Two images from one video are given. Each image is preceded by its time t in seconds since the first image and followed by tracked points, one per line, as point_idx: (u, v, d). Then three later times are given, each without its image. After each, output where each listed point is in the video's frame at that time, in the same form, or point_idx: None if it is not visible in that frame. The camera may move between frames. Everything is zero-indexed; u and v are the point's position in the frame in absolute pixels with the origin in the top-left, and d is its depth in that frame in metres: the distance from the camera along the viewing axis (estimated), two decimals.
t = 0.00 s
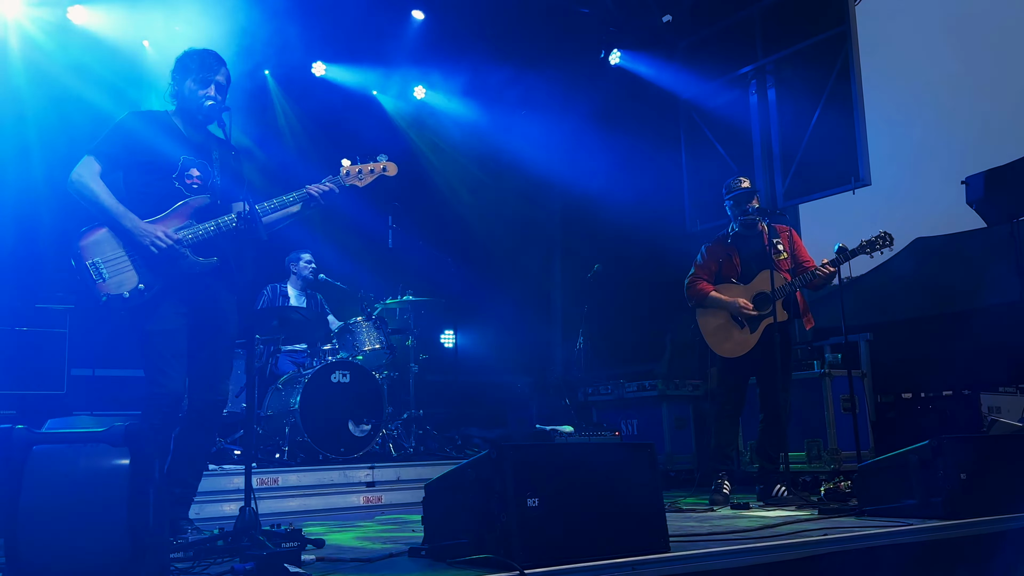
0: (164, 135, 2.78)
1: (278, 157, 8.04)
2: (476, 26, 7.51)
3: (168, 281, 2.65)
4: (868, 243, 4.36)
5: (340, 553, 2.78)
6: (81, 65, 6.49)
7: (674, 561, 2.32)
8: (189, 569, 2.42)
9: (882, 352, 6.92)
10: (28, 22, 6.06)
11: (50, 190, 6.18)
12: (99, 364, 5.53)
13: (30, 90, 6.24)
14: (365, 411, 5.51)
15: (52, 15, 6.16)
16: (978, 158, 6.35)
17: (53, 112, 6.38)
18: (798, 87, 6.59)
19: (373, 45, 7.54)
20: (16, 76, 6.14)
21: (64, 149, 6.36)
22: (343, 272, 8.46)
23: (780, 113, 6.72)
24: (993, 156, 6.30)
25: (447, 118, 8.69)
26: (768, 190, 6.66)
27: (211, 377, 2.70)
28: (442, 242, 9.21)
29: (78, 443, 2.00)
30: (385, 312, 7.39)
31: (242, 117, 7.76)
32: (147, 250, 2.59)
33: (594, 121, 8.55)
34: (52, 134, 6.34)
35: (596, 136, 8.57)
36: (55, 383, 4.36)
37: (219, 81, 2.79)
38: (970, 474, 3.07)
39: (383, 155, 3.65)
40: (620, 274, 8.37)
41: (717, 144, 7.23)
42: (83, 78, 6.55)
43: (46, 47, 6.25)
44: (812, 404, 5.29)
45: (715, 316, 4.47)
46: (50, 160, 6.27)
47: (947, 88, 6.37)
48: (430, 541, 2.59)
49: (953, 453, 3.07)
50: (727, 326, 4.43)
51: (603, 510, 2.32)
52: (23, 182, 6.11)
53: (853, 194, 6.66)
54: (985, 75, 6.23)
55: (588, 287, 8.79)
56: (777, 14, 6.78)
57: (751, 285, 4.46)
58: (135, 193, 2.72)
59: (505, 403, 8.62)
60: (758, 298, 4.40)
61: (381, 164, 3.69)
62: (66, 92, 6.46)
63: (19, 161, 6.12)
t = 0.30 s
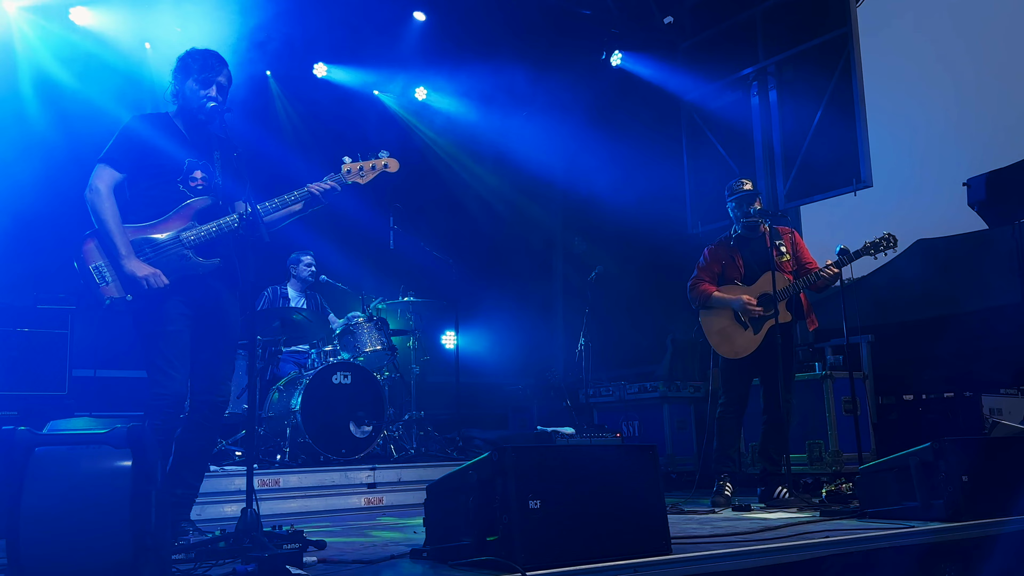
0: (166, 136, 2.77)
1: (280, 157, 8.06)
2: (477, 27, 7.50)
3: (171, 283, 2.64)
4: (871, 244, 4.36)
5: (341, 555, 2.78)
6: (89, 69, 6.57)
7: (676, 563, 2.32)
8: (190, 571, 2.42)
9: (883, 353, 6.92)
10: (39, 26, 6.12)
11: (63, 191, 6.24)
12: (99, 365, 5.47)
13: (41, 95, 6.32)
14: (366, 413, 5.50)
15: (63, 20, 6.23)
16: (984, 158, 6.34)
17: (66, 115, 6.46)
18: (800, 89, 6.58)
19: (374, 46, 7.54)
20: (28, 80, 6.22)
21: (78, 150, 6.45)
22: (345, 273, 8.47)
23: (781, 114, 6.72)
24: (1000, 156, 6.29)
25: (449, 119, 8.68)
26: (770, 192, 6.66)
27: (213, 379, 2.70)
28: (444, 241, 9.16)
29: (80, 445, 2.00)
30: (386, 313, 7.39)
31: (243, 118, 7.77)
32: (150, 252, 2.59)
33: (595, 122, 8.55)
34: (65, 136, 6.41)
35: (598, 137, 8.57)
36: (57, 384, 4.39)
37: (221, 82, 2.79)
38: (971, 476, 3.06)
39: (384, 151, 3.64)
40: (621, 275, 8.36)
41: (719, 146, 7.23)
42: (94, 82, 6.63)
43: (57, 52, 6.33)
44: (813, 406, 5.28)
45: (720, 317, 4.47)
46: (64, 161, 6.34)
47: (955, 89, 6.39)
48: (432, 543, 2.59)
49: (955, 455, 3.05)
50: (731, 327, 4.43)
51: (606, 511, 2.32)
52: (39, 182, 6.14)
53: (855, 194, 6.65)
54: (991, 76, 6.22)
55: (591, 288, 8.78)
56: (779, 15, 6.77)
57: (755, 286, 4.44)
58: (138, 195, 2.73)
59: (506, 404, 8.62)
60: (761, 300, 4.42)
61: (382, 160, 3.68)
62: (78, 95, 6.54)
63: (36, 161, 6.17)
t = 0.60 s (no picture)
0: (168, 136, 2.78)
1: (281, 157, 8.08)
2: (479, 28, 7.51)
3: (174, 283, 2.65)
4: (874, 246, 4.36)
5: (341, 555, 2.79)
6: (91, 69, 6.58)
7: (676, 563, 2.33)
8: (191, 571, 2.42)
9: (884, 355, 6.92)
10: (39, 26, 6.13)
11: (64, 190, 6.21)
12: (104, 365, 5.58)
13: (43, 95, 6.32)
14: (367, 413, 5.51)
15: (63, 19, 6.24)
16: (985, 158, 6.38)
17: (67, 114, 6.45)
18: (801, 90, 6.59)
19: (375, 47, 7.54)
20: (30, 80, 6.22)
21: (78, 150, 6.43)
22: (345, 273, 8.49)
23: (783, 115, 6.72)
24: (1000, 156, 6.32)
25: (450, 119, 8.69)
26: (771, 193, 6.67)
27: (215, 378, 2.71)
28: (444, 242, 9.17)
29: (83, 445, 2.01)
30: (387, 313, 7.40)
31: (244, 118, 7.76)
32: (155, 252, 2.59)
33: (596, 123, 8.55)
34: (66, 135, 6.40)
35: (599, 137, 8.57)
36: (59, 384, 4.38)
37: (223, 81, 2.79)
38: (972, 477, 3.05)
39: (385, 149, 3.64)
40: (622, 276, 8.37)
41: (721, 147, 7.23)
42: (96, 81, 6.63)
43: (58, 52, 6.33)
44: (814, 406, 5.28)
45: (722, 318, 4.48)
46: (65, 160, 6.32)
47: (955, 93, 6.50)
48: (432, 544, 2.59)
49: (955, 456, 3.04)
50: (732, 327, 4.44)
51: (607, 511, 2.33)
52: (40, 181, 6.13)
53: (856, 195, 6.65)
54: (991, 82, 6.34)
55: (592, 288, 8.79)
56: (779, 16, 6.76)
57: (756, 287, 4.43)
58: (141, 195, 2.73)
59: (506, 404, 8.63)
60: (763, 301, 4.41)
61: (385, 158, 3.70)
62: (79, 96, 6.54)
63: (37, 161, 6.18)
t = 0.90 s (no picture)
0: (168, 137, 2.79)
1: (281, 157, 8.09)
2: (479, 28, 7.51)
3: (174, 284, 2.66)
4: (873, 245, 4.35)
5: (341, 554, 2.80)
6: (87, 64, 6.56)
7: (675, 563, 2.33)
8: (191, 570, 2.42)
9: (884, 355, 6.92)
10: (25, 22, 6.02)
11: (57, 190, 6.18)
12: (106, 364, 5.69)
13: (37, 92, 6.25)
14: (368, 413, 5.52)
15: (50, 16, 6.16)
16: (985, 159, 6.41)
17: (61, 109, 6.40)
18: (801, 90, 6.59)
19: (375, 47, 7.54)
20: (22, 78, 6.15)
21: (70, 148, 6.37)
22: (345, 272, 8.50)
23: (783, 115, 6.72)
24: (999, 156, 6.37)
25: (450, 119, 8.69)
26: (771, 193, 6.67)
27: (216, 378, 2.71)
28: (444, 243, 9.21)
29: (82, 444, 2.00)
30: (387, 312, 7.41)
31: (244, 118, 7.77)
32: (156, 254, 2.60)
33: (596, 123, 8.55)
34: (61, 134, 6.36)
35: (599, 137, 8.57)
36: (58, 383, 4.38)
37: (222, 83, 2.78)
38: (972, 477, 3.05)
39: (385, 153, 3.64)
40: (622, 276, 8.38)
41: (721, 146, 7.23)
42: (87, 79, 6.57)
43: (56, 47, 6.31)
44: (814, 406, 5.28)
45: (721, 316, 4.49)
46: (57, 157, 6.26)
47: (954, 92, 6.48)
48: (432, 543, 2.60)
49: (955, 456, 3.04)
50: (732, 327, 4.45)
51: (606, 510, 2.33)
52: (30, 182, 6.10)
53: (856, 195, 6.65)
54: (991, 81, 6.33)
55: (592, 287, 8.80)
56: (779, 16, 6.76)
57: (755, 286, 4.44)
58: (141, 196, 2.74)
59: (506, 404, 8.63)
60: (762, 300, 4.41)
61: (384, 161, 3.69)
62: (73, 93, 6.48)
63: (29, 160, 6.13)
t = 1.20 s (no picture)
0: (166, 132, 2.78)
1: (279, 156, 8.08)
2: (477, 26, 7.50)
3: (175, 279, 2.65)
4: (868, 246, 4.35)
5: (340, 553, 2.79)
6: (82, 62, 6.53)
7: (674, 562, 2.32)
8: (190, 569, 2.42)
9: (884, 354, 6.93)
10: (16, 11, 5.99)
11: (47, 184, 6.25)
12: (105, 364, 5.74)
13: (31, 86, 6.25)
14: (367, 412, 5.52)
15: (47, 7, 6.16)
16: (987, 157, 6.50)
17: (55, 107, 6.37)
18: (801, 88, 6.58)
19: (373, 45, 7.54)
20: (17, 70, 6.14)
21: (64, 142, 6.37)
22: (344, 271, 8.50)
23: (782, 113, 6.71)
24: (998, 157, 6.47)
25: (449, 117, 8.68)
26: (770, 192, 6.66)
27: (215, 376, 2.71)
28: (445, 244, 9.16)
29: (80, 444, 2.00)
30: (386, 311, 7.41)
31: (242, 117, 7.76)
32: (154, 248, 2.59)
33: (595, 122, 8.54)
34: (52, 128, 6.34)
35: (598, 135, 8.56)
36: (57, 382, 4.39)
37: (219, 77, 2.77)
38: (971, 476, 3.06)
39: (382, 140, 3.62)
40: (621, 274, 8.38)
41: (720, 145, 7.22)
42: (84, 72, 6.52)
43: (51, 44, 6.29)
44: (813, 405, 5.28)
45: (717, 315, 4.46)
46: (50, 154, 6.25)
47: (954, 91, 6.47)
48: (430, 542, 2.60)
49: (954, 454, 3.05)
50: (728, 326, 4.43)
51: (603, 508, 2.32)
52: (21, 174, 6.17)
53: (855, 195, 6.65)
54: (992, 80, 6.32)
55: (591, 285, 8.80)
56: (778, 14, 6.76)
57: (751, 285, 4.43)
58: (141, 192, 2.74)
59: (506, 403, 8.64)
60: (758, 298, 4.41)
61: (381, 148, 3.66)
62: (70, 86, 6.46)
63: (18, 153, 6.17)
